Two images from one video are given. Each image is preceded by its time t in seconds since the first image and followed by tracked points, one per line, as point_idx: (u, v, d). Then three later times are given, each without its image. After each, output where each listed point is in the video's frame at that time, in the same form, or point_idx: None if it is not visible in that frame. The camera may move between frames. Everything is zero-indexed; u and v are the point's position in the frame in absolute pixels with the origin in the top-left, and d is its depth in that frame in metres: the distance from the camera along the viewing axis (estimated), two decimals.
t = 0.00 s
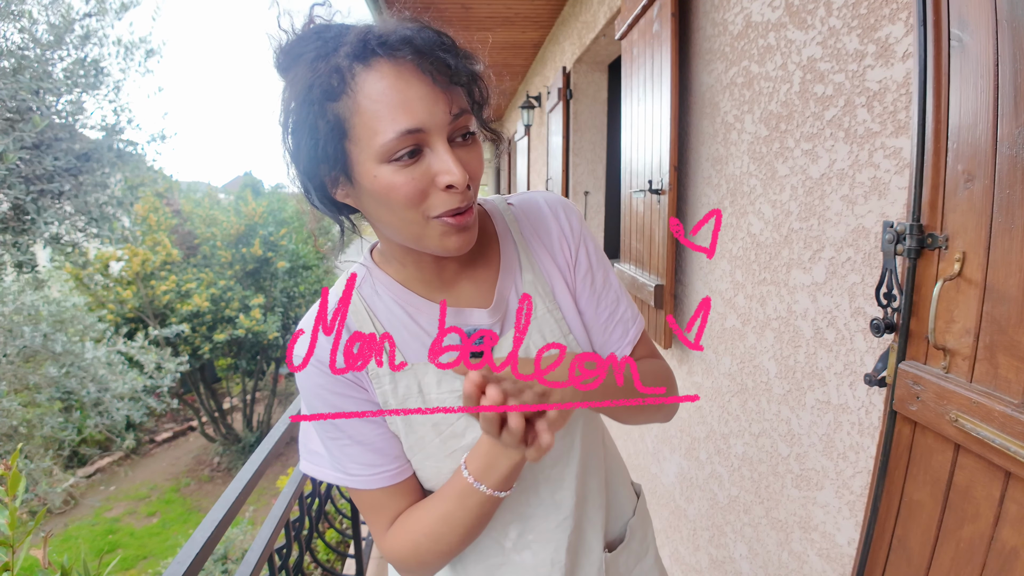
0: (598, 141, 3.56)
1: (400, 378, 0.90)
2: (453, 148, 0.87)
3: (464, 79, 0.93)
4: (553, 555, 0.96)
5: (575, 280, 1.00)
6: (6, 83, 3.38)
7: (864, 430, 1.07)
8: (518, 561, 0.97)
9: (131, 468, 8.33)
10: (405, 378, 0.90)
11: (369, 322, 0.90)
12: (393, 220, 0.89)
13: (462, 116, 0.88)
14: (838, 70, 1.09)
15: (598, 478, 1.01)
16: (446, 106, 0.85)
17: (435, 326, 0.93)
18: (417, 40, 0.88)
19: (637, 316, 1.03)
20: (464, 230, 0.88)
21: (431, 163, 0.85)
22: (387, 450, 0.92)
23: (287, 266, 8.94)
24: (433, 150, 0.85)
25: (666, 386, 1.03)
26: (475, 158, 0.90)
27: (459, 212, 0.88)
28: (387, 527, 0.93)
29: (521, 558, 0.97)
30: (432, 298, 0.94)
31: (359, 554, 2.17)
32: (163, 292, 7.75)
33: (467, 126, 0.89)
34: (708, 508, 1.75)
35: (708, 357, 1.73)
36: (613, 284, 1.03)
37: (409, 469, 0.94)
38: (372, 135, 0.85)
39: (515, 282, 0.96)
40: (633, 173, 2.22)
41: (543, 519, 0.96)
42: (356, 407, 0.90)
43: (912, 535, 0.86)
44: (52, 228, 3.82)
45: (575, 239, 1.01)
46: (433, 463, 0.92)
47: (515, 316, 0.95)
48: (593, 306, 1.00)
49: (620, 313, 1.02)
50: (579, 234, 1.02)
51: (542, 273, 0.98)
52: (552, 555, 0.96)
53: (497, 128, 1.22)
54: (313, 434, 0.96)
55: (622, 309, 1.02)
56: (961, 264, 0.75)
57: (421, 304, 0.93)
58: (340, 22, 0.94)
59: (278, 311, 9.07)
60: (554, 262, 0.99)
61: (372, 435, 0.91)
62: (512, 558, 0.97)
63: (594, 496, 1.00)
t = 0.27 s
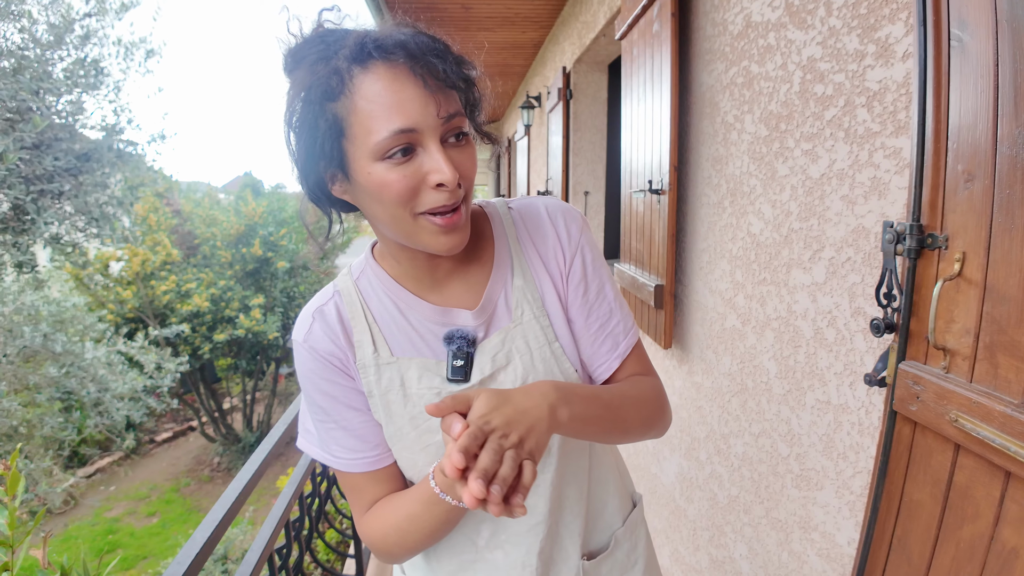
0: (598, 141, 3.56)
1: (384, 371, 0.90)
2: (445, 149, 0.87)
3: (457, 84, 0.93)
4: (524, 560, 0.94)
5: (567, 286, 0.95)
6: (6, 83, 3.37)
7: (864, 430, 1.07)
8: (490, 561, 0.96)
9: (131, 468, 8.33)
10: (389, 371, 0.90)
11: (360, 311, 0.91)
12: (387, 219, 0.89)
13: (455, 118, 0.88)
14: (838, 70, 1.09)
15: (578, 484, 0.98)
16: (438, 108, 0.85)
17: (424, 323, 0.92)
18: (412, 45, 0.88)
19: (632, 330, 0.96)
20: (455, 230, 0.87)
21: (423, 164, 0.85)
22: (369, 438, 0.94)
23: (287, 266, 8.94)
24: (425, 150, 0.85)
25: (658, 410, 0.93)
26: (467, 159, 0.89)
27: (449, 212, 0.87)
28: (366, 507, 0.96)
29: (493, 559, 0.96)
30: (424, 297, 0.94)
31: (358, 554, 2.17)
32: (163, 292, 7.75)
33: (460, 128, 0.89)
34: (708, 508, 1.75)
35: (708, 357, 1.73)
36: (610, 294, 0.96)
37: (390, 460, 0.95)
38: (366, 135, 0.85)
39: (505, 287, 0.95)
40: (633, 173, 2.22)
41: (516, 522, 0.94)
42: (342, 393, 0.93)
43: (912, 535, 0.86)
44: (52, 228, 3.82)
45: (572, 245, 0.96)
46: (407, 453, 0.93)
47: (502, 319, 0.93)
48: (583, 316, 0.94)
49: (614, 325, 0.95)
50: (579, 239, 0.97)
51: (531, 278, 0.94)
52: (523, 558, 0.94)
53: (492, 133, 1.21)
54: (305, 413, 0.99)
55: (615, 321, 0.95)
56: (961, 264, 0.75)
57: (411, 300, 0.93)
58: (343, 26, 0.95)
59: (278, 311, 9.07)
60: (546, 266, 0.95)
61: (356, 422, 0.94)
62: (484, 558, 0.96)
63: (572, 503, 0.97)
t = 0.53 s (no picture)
0: (598, 141, 3.56)
1: (379, 362, 0.93)
2: (437, 152, 0.87)
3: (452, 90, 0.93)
4: (509, 555, 0.95)
5: (559, 288, 0.93)
6: (6, 83, 3.37)
7: (864, 430, 1.07)
8: (475, 555, 0.97)
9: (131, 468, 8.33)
10: (383, 363, 0.93)
11: (361, 304, 0.94)
12: (382, 218, 0.90)
13: (449, 121, 0.88)
14: (838, 70, 1.09)
15: (566, 486, 0.97)
16: (431, 113, 0.85)
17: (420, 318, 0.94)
18: (407, 52, 0.88)
19: (625, 336, 0.94)
20: (447, 230, 0.87)
21: (416, 166, 0.85)
22: (366, 424, 0.97)
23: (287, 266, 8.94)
24: (419, 153, 0.86)
25: (648, 415, 0.91)
26: (461, 162, 0.89)
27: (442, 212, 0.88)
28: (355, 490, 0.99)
29: (479, 552, 0.97)
30: (420, 294, 0.96)
31: (358, 554, 2.17)
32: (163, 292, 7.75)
33: (455, 131, 0.89)
34: (708, 508, 1.75)
35: (708, 357, 1.73)
36: (603, 298, 0.93)
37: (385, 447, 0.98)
38: (361, 137, 0.86)
39: (498, 286, 0.95)
40: (632, 173, 2.22)
41: (501, 518, 0.95)
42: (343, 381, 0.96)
43: (912, 535, 0.86)
44: (52, 228, 3.82)
45: (567, 246, 0.94)
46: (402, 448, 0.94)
47: (494, 318, 0.94)
48: (575, 319, 0.93)
49: (605, 330, 0.93)
50: (575, 240, 0.95)
51: (523, 278, 0.93)
52: (507, 554, 0.95)
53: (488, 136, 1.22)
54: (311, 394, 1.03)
55: (606, 325, 0.93)
56: (961, 264, 0.75)
57: (408, 295, 0.95)
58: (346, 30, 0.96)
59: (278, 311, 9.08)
60: (538, 267, 0.94)
61: (355, 408, 0.97)
62: (471, 551, 0.98)
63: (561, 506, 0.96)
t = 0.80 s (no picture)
0: (598, 141, 3.56)
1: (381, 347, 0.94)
2: (442, 140, 0.87)
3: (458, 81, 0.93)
4: (496, 542, 0.95)
5: (558, 282, 0.94)
6: (6, 83, 3.37)
7: (864, 430, 1.07)
8: (463, 542, 0.97)
9: (131, 468, 8.33)
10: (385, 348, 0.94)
11: (366, 290, 0.95)
12: (388, 203, 0.91)
13: (455, 111, 0.88)
14: (838, 70, 1.09)
15: (558, 480, 0.96)
16: (438, 101, 0.86)
17: (421, 306, 0.95)
18: (415, 43, 0.90)
19: (622, 332, 0.93)
20: (449, 216, 0.87)
21: (420, 153, 0.86)
22: (363, 407, 0.98)
23: (287, 266, 8.94)
24: (424, 140, 0.86)
25: (637, 405, 0.89)
26: (466, 150, 0.89)
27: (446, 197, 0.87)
28: (348, 471, 1.00)
29: (468, 541, 0.97)
30: (423, 282, 0.97)
31: (358, 554, 2.17)
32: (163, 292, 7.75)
33: (461, 120, 0.90)
34: (708, 508, 1.75)
35: (708, 357, 1.73)
36: (601, 295, 0.93)
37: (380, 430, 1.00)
38: (369, 125, 0.88)
39: (500, 279, 0.95)
40: (632, 173, 2.22)
41: (490, 506, 0.95)
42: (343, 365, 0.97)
43: (912, 536, 0.86)
44: (52, 228, 3.82)
45: (567, 242, 0.94)
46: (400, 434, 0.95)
47: (494, 309, 0.95)
48: (572, 313, 0.93)
49: (602, 326, 0.92)
50: (576, 237, 0.95)
51: (523, 272, 0.94)
52: (495, 541, 0.95)
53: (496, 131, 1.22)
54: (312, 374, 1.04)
55: (603, 320, 0.92)
56: (961, 264, 0.75)
57: (411, 283, 0.96)
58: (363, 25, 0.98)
59: (277, 311, 9.07)
60: (539, 260, 0.94)
61: (353, 390, 0.97)
62: (459, 539, 0.97)
63: (552, 500, 0.95)
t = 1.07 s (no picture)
0: (598, 141, 3.56)
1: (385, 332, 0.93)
2: (442, 137, 0.89)
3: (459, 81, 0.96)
4: (491, 520, 0.94)
5: (551, 271, 0.95)
6: (6, 83, 3.36)
7: (864, 430, 1.07)
8: (459, 521, 0.96)
9: (132, 468, 8.33)
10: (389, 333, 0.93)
11: (370, 281, 0.95)
12: (391, 197, 0.93)
13: (455, 109, 0.90)
14: (838, 70, 1.09)
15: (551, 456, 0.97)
16: (439, 100, 0.89)
17: (425, 295, 0.96)
18: (419, 45, 0.92)
19: (611, 319, 0.94)
20: (447, 209, 0.89)
21: (422, 149, 0.88)
22: (367, 390, 0.98)
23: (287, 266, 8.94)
24: (426, 137, 0.88)
25: (625, 388, 0.91)
26: (466, 147, 0.91)
27: (446, 190, 0.89)
28: (353, 452, 0.99)
29: (463, 520, 0.96)
30: (425, 273, 0.97)
31: (359, 554, 2.17)
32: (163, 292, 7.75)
33: (460, 119, 0.92)
34: (708, 508, 1.75)
35: (708, 357, 1.73)
36: (590, 284, 0.95)
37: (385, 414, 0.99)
38: (373, 122, 0.90)
39: (497, 269, 0.96)
40: (633, 173, 2.22)
41: (486, 484, 0.95)
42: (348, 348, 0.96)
43: (912, 536, 0.86)
44: (52, 228, 3.82)
45: (558, 234, 0.96)
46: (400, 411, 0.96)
47: (491, 296, 0.95)
48: (563, 302, 0.94)
49: (592, 314, 0.93)
50: (567, 230, 0.97)
51: (518, 261, 0.95)
52: (490, 518, 0.94)
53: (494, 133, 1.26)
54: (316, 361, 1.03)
55: (593, 307, 0.93)
56: (961, 264, 0.75)
57: (414, 274, 0.97)
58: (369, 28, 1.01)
59: (277, 311, 9.07)
60: (532, 251, 0.95)
61: (358, 374, 0.97)
62: (455, 518, 0.96)
63: (544, 476, 0.96)
